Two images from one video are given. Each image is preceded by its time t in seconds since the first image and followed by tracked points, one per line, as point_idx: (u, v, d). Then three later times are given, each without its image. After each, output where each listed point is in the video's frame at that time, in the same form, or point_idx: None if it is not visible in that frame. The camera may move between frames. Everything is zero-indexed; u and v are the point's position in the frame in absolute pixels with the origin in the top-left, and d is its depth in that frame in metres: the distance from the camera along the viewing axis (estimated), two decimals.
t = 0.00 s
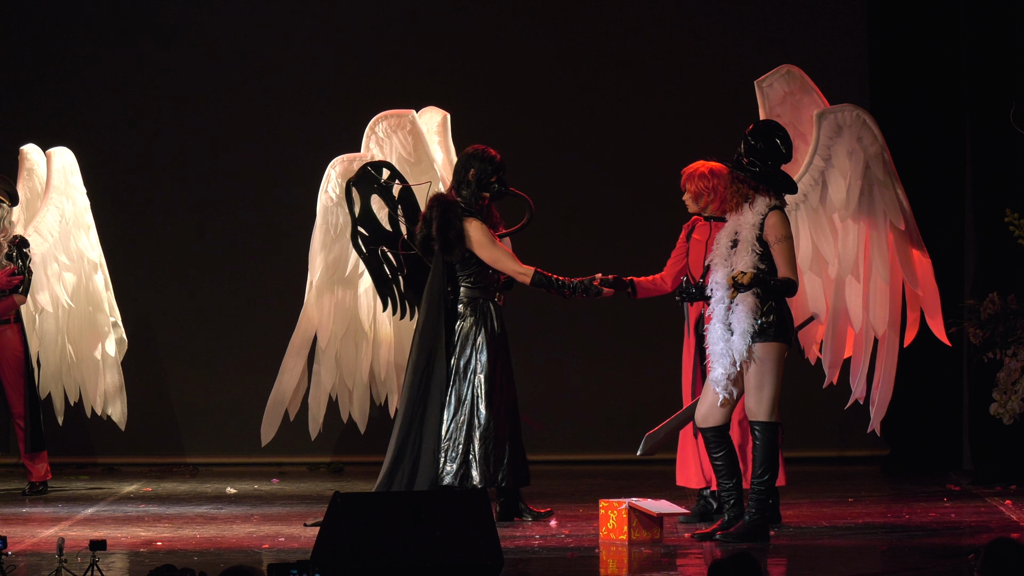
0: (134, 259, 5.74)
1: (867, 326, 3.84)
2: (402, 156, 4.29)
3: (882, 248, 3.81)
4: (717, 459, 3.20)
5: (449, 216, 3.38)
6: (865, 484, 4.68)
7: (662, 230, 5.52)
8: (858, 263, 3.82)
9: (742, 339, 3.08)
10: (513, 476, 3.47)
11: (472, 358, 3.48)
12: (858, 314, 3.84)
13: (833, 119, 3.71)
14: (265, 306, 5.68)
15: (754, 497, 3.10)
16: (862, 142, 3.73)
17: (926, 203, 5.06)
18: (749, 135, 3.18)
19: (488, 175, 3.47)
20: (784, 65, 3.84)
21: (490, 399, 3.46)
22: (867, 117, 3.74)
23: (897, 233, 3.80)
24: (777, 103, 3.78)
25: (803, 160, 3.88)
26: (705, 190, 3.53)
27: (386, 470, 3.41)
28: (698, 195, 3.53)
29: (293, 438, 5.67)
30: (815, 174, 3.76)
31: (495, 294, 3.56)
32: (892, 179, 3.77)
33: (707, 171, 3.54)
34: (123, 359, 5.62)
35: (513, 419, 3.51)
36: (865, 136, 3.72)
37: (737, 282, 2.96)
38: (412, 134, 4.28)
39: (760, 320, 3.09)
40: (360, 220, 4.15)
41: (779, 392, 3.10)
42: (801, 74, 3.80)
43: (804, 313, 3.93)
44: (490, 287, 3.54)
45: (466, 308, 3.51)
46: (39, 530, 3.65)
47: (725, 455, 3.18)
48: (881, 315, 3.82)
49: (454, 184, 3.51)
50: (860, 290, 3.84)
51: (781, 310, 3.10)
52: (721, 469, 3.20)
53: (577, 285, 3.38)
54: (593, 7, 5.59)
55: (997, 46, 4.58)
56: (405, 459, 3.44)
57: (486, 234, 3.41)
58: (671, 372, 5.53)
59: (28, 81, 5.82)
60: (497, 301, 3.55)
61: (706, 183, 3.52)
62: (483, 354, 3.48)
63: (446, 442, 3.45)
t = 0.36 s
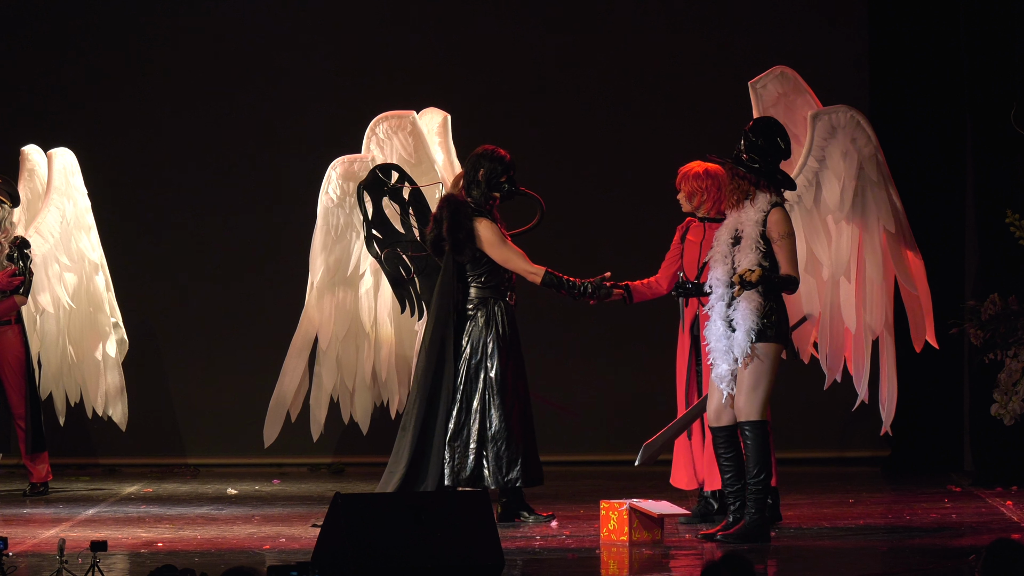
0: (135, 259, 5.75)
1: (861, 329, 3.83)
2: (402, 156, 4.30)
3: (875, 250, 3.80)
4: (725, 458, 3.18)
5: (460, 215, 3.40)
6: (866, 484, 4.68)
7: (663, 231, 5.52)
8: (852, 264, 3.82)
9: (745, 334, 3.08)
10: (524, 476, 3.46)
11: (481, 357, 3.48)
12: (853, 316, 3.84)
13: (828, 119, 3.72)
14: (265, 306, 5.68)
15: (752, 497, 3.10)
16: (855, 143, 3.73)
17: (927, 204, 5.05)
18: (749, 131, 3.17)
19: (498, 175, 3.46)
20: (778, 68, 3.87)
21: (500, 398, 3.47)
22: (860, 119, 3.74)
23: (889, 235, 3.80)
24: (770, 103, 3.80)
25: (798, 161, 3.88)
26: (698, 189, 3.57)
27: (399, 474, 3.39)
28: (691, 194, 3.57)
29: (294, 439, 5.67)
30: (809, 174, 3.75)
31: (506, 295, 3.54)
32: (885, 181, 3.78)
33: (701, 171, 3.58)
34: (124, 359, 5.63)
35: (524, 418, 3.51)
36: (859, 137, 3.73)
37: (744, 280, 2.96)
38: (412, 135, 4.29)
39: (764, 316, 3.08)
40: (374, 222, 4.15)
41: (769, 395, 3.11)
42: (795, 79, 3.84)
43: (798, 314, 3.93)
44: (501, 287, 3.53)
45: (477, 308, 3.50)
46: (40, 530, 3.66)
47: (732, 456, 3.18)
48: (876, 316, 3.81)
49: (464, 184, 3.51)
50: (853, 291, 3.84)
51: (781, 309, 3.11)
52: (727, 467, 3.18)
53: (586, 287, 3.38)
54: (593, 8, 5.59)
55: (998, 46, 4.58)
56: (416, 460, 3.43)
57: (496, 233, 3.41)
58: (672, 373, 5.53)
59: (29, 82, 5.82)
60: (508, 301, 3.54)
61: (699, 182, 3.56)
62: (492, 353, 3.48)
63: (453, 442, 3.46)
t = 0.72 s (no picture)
0: (135, 259, 5.75)
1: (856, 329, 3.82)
2: (402, 157, 4.29)
3: (871, 249, 3.78)
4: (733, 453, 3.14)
5: (462, 215, 3.37)
6: (866, 484, 4.69)
7: (663, 231, 5.52)
8: (847, 263, 3.79)
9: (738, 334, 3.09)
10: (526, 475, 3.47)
11: (481, 358, 3.49)
12: (847, 316, 3.81)
13: (822, 119, 3.74)
14: (265, 306, 5.68)
15: (748, 499, 3.09)
16: (850, 143, 3.74)
17: (927, 204, 5.05)
18: (745, 129, 3.17)
19: (500, 175, 3.46)
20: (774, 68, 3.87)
21: (502, 398, 3.48)
22: (855, 118, 3.75)
23: (885, 234, 3.78)
24: (767, 103, 3.81)
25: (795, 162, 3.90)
26: (693, 189, 3.56)
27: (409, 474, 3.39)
28: (687, 194, 3.57)
29: (293, 439, 5.67)
30: (804, 174, 3.77)
31: (506, 295, 3.56)
32: (880, 181, 3.76)
33: (697, 171, 3.58)
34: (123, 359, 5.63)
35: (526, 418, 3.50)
36: (854, 137, 3.74)
37: (742, 278, 2.97)
38: (412, 135, 4.28)
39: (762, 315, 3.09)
40: (374, 221, 4.15)
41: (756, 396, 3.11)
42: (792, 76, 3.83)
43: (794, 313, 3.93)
44: (502, 287, 3.54)
45: (478, 309, 3.51)
46: (40, 530, 3.66)
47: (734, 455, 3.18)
48: (870, 314, 3.80)
49: (467, 184, 3.50)
50: (849, 292, 3.80)
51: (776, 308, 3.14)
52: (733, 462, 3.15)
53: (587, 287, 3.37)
54: (593, 7, 5.59)
55: (998, 45, 4.58)
56: (421, 460, 3.41)
57: (498, 233, 3.40)
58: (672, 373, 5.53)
59: (29, 81, 5.82)
60: (509, 301, 3.55)
61: (695, 182, 3.56)
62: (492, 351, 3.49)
63: (453, 442, 3.45)
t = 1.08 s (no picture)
0: (134, 258, 5.74)
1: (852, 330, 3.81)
2: (402, 156, 4.28)
3: (870, 250, 3.80)
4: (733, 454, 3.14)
5: (465, 215, 3.37)
6: (866, 484, 4.69)
7: (662, 230, 5.52)
8: (846, 264, 3.81)
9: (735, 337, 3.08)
10: (525, 476, 3.47)
11: (483, 359, 3.49)
12: (844, 317, 3.81)
13: (823, 121, 3.72)
14: (265, 306, 5.68)
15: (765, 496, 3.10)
16: (851, 145, 3.73)
17: (926, 203, 5.06)
18: (743, 129, 3.16)
19: (502, 176, 3.46)
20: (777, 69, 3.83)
21: (502, 398, 3.48)
22: (857, 120, 3.74)
23: (885, 237, 3.81)
24: (769, 104, 3.78)
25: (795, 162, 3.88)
26: (694, 190, 3.51)
27: (409, 474, 3.39)
28: (687, 196, 3.51)
29: (293, 439, 5.67)
30: (805, 175, 3.76)
31: (506, 296, 3.56)
32: (880, 183, 3.77)
33: (696, 171, 3.51)
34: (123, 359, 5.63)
35: (523, 419, 3.51)
36: (855, 139, 3.73)
37: (726, 276, 3.02)
38: (412, 135, 4.28)
39: (757, 316, 3.08)
40: (371, 219, 4.14)
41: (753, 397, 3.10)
42: (795, 76, 3.80)
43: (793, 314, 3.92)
44: (502, 289, 3.54)
45: (478, 310, 3.51)
46: (40, 530, 3.66)
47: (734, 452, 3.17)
48: (868, 316, 3.79)
49: (469, 183, 3.50)
50: (847, 293, 3.81)
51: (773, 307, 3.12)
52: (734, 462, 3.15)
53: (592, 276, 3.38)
54: (593, 7, 5.59)
55: (998, 44, 4.57)
56: (421, 460, 3.41)
57: (501, 234, 3.40)
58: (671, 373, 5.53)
59: (28, 81, 5.82)
60: (508, 302, 3.55)
61: (695, 183, 3.49)
62: (492, 350, 3.49)
63: (453, 442, 3.46)
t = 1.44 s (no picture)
0: (135, 258, 5.75)
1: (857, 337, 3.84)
2: (403, 156, 4.30)
3: (878, 257, 3.81)
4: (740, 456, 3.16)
5: (473, 215, 3.36)
6: (867, 484, 4.69)
7: (663, 231, 5.52)
8: (853, 270, 3.80)
9: (739, 335, 3.13)
10: (524, 475, 3.49)
11: (483, 360, 3.50)
12: (849, 325, 3.81)
13: (837, 125, 3.70)
14: (266, 306, 5.68)
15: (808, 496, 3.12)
16: (864, 151, 3.73)
17: (927, 204, 5.06)
18: (750, 131, 3.19)
19: (504, 176, 3.46)
20: (791, 73, 3.86)
21: (502, 399, 3.49)
22: (869, 125, 3.73)
23: (892, 244, 3.82)
24: (781, 109, 3.81)
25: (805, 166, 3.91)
26: (702, 192, 3.57)
27: (410, 475, 3.37)
28: (696, 196, 3.57)
29: (294, 439, 5.67)
30: (816, 179, 3.75)
31: (505, 298, 3.55)
32: (890, 189, 3.77)
33: (703, 172, 3.58)
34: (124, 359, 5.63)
35: (524, 420, 3.53)
36: (868, 145, 3.73)
37: (719, 272, 2.92)
38: (413, 134, 4.30)
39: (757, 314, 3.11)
40: (370, 215, 4.06)
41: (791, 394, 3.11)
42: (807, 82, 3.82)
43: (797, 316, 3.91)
44: (501, 290, 3.53)
45: (479, 312, 3.50)
46: (41, 530, 3.66)
47: (744, 452, 3.18)
48: (872, 324, 3.81)
49: (472, 184, 3.50)
50: (854, 298, 3.80)
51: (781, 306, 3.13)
52: (740, 465, 3.16)
53: (605, 259, 3.33)
54: (593, 7, 5.59)
55: (998, 43, 4.57)
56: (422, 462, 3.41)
57: (509, 234, 3.40)
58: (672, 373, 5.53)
59: (29, 81, 5.82)
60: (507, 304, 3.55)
61: (703, 183, 3.56)
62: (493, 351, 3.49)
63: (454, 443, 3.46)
